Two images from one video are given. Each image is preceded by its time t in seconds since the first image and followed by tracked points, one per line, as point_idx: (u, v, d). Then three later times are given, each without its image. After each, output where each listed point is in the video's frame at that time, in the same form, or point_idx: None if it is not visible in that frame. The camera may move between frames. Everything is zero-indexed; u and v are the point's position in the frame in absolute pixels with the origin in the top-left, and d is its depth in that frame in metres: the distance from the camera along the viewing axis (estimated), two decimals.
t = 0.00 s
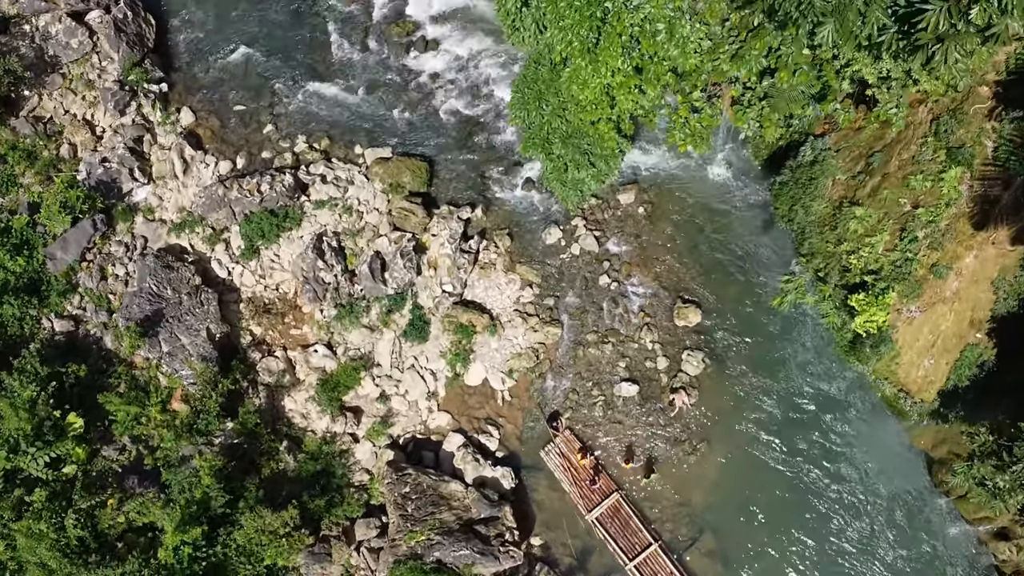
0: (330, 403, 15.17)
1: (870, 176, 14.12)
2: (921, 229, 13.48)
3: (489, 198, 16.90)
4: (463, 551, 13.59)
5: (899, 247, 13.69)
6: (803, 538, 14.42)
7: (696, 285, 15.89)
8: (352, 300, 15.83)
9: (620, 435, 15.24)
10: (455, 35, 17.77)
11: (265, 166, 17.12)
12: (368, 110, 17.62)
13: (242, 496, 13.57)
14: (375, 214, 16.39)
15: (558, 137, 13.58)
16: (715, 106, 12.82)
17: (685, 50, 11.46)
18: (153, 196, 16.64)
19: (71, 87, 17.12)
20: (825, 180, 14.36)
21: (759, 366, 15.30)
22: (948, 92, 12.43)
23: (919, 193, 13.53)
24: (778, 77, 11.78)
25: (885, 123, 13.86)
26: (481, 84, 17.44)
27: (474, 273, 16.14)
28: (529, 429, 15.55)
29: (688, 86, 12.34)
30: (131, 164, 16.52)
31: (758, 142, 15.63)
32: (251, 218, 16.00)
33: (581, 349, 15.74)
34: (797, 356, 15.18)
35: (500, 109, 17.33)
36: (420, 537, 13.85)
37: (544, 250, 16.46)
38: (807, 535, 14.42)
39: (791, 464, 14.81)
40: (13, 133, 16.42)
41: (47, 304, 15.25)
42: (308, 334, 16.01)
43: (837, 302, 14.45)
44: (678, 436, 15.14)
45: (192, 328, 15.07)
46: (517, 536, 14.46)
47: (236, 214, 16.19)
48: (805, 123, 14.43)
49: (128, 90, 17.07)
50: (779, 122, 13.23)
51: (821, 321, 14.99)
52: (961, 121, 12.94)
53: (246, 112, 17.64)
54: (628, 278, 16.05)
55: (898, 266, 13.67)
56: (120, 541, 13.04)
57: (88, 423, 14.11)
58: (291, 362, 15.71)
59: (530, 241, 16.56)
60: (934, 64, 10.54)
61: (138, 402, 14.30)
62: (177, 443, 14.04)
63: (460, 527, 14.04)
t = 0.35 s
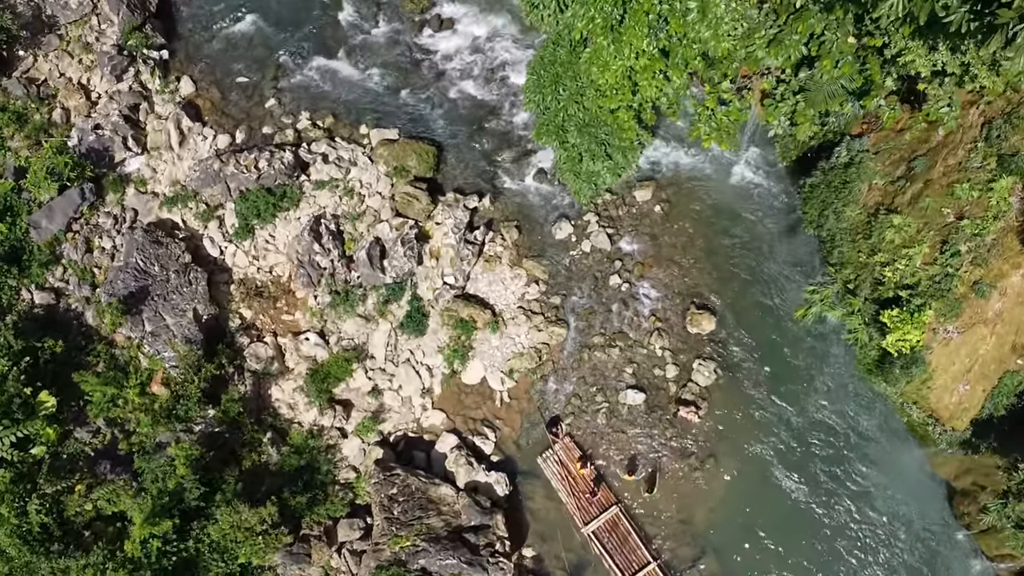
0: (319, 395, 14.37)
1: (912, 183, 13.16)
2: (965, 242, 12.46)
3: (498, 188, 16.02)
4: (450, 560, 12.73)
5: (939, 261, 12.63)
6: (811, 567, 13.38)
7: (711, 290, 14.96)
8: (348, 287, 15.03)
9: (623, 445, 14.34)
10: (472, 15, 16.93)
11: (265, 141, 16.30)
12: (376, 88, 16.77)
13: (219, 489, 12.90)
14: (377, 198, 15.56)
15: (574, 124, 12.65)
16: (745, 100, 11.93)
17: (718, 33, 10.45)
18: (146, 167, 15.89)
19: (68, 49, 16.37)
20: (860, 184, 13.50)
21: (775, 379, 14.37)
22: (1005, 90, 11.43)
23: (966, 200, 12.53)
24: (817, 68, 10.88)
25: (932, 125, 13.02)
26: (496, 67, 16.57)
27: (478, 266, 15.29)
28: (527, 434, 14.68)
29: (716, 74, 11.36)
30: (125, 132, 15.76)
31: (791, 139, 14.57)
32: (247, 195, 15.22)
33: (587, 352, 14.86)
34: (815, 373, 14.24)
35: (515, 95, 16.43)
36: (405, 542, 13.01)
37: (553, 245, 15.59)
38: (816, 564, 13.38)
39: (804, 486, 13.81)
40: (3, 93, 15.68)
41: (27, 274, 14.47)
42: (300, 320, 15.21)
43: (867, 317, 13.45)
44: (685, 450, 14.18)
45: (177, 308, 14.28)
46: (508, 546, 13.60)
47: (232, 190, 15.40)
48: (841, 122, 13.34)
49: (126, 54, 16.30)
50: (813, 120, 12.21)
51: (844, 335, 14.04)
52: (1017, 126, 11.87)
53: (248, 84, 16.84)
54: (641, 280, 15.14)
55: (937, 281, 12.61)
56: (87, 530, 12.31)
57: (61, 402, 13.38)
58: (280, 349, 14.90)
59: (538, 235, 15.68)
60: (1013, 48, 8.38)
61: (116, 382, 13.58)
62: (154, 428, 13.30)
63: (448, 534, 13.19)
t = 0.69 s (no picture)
0: (305, 384, 13.64)
1: (953, 188, 12.28)
2: (1008, 256, 11.69)
3: (506, 175, 15.21)
4: (433, 566, 11.98)
5: (979, 274, 11.85)
6: None
7: (723, 294, 14.14)
8: (343, 272, 14.31)
9: (624, 454, 13.55)
10: None
11: (264, 115, 15.56)
12: (383, 64, 16.00)
13: (195, 477, 12.31)
14: (378, 180, 14.81)
15: (589, 109, 11.93)
16: (775, 91, 10.85)
17: (749, 12, 9.46)
18: (140, 135, 15.21)
19: (65, 9, 15.71)
20: (894, 187, 12.42)
21: (789, 392, 13.52)
22: None
23: (1012, 211, 11.70)
24: (857, 57, 9.89)
25: (977, 128, 12.23)
26: (510, 48, 15.76)
27: (480, 256, 14.50)
28: (522, 436, 13.92)
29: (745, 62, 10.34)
30: (119, 98, 15.09)
31: (823, 137, 13.74)
32: (242, 170, 14.53)
33: (590, 353, 14.07)
34: (832, 388, 13.40)
35: (528, 78, 15.62)
36: (386, 545, 12.27)
37: (560, 239, 14.80)
38: None
39: (814, 509, 12.93)
40: None
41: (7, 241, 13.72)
42: (290, 304, 14.49)
43: (894, 331, 12.54)
44: (688, 462, 13.36)
45: (162, 284, 13.65)
46: (497, 554, 12.82)
47: (227, 164, 14.72)
48: (876, 120, 12.66)
49: (124, 17, 15.61)
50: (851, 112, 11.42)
51: (863, 350, 13.27)
52: None
53: (250, 55, 16.11)
54: (651, 279, 14.32)
55: (975, 296, 11.80)
56: (52, 514, 11.58)
57: (33, 378, 12.65)
58: (268, 333, 14.18)
59: (545, 227, 14.88)
60: None
61: (93, 359, 12.90)
62: (128, 410, 12.57)
63: (432, 538, 12.45)
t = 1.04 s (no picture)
0: (287, 367, 12.84)
1: (999, 189, 11.18)
2: None
3: (512, 157, 14.33)
4: (409, 570, 11.20)
5: None
6: None
7: (736, 295, 13.23)
8: (333, 251, 13.49)
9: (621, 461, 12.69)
10: None
11: (261, 82, 14.74)
12: (388, 35, 15.16)
13: (163, 460, 11.54)
14: (376, 156, 13.97)
15: (602, 88, 10.99)
16: (805, 75, 9.95)
17: None
18: (129, 96, 14.44)
19: None
20: (932, 186, 11.34)
21: (800, 404, 12.66)
22: None
23: None
24: (902, 34, 9.02)
25: None
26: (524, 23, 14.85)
27: (480, 242, 13.65)
28: (514, 436, 13.08)
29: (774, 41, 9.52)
30: (110, 58, 14.45)
31: (853, 129, 12.52)
32: (233, 138, 13.73)
33: (591, 351, 13.20)
34: (847, 399, 12.53)
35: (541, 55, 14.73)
36: (361, 544, 11.49)
37: (565, 228, 13.92)
38: None
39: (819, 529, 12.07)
40: None
41: None
42: (277, 282, 13.69)
43: (923, 344, 11.47)
44: (689, 472, 12.49)
45: (140, 253, 12.84)
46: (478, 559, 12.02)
47: (218, 130, 13.92)
48: (915, 111, 11.42)
49: None
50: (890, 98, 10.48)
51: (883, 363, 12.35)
52: None
53: (251, 19, 15.34)
54: (659, 277, 13.43)
55: (1016, 311, 10.53)
56: (8, 491, 10.86)
57: None
58: (251, 312, 13.37)
59: (550, 214, 14.00)
60: None
61: (62, 329, 12.22)
62: (98, 385, 11.92)
63: (411, 540, 11.66)
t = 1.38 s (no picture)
0: (266, 343, 12.06)
1: None
2: None
3: (516, 134, 13.48)
4: (383, 568, 10.44)
5: None
6: None
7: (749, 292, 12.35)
8: (322, 223, 12.69)
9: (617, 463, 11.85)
10: None
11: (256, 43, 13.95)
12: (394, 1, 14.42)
13: (129, 435, 10.94)
14: (373, 126, 13.15)
15: (614, 59, 10.14)
16: (838, 50, 8.99)
17: None
18: (117, 51, 13.68)
19: None
20: (974, 175, 10.24)
21: (813, 410, 11.76)
22: None
23: None
24: None
25: None
26: None
27: (478, 222, 12.82)
28: (504, 429, 12.26)
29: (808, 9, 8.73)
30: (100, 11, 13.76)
31: (885, 116, 11.30)
32: (223, 99, 12.95)
33: (590, 344, 12.36)
34: (862, 405, 11.65)
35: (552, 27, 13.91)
36: (333, 537, 10.71)
37: (570, 211, 13.06)
38: None
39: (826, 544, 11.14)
40: None
41: None
42: (261, 254, 12.89)
43: (956, 351, 10.44)
44: (689, 478, 11.63)
45: (116, 215, 12.07)
46: (458, 559, 11.25)
47: (207, 91, 13.13)
48: (959, 94, 10.37)
49: None
50: (931, 79, 9.44)
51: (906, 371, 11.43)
52: None
53: None
54: (668, 268, 12.56)
55: None
56: None
57: None
58: (233, 284, 12.59)
59: (555, 196, 13.14)
60: None
61: (29, 291, 11.57)
62: (61, 353, 11.21)
63: (387, 535, 10.88)
